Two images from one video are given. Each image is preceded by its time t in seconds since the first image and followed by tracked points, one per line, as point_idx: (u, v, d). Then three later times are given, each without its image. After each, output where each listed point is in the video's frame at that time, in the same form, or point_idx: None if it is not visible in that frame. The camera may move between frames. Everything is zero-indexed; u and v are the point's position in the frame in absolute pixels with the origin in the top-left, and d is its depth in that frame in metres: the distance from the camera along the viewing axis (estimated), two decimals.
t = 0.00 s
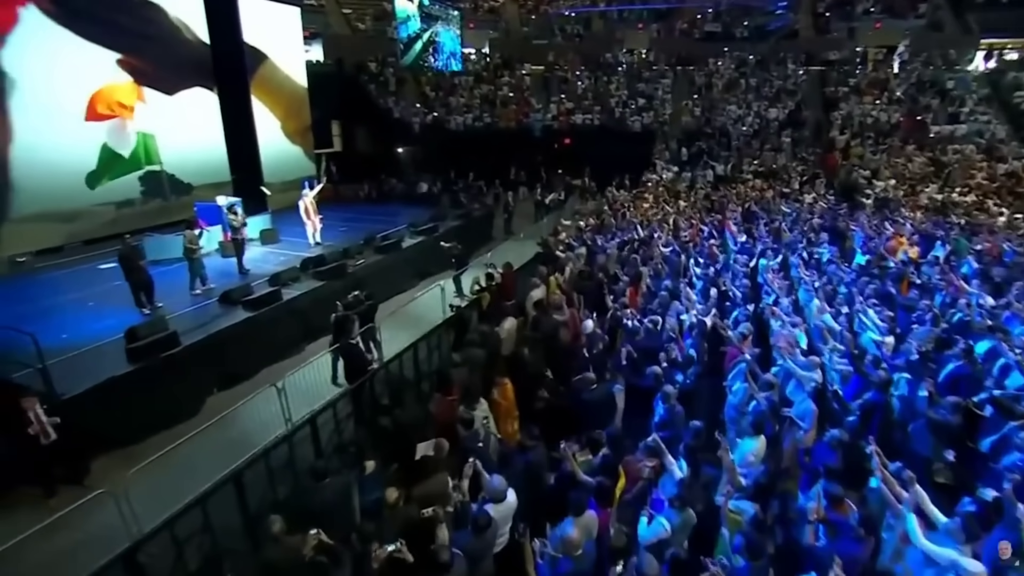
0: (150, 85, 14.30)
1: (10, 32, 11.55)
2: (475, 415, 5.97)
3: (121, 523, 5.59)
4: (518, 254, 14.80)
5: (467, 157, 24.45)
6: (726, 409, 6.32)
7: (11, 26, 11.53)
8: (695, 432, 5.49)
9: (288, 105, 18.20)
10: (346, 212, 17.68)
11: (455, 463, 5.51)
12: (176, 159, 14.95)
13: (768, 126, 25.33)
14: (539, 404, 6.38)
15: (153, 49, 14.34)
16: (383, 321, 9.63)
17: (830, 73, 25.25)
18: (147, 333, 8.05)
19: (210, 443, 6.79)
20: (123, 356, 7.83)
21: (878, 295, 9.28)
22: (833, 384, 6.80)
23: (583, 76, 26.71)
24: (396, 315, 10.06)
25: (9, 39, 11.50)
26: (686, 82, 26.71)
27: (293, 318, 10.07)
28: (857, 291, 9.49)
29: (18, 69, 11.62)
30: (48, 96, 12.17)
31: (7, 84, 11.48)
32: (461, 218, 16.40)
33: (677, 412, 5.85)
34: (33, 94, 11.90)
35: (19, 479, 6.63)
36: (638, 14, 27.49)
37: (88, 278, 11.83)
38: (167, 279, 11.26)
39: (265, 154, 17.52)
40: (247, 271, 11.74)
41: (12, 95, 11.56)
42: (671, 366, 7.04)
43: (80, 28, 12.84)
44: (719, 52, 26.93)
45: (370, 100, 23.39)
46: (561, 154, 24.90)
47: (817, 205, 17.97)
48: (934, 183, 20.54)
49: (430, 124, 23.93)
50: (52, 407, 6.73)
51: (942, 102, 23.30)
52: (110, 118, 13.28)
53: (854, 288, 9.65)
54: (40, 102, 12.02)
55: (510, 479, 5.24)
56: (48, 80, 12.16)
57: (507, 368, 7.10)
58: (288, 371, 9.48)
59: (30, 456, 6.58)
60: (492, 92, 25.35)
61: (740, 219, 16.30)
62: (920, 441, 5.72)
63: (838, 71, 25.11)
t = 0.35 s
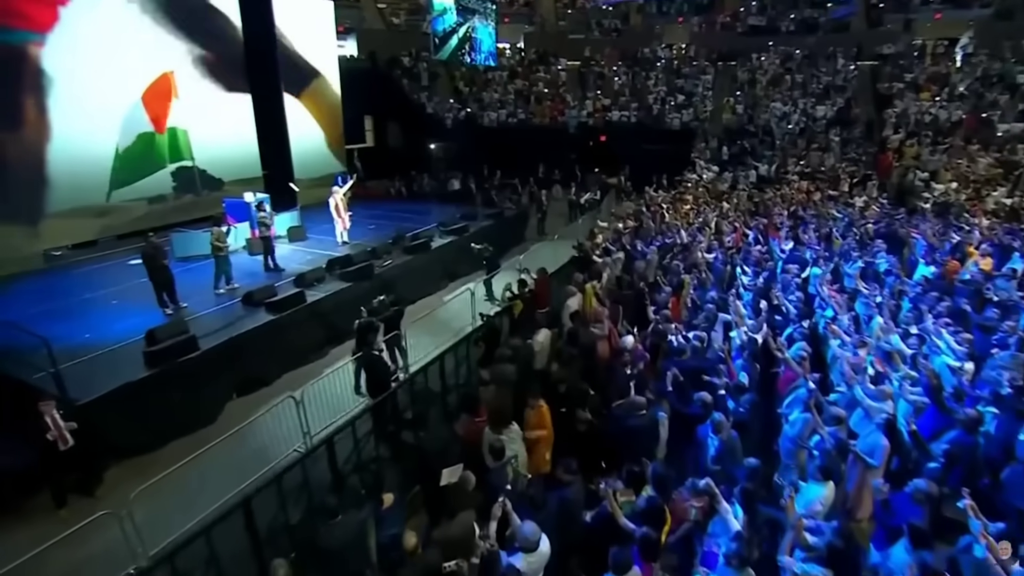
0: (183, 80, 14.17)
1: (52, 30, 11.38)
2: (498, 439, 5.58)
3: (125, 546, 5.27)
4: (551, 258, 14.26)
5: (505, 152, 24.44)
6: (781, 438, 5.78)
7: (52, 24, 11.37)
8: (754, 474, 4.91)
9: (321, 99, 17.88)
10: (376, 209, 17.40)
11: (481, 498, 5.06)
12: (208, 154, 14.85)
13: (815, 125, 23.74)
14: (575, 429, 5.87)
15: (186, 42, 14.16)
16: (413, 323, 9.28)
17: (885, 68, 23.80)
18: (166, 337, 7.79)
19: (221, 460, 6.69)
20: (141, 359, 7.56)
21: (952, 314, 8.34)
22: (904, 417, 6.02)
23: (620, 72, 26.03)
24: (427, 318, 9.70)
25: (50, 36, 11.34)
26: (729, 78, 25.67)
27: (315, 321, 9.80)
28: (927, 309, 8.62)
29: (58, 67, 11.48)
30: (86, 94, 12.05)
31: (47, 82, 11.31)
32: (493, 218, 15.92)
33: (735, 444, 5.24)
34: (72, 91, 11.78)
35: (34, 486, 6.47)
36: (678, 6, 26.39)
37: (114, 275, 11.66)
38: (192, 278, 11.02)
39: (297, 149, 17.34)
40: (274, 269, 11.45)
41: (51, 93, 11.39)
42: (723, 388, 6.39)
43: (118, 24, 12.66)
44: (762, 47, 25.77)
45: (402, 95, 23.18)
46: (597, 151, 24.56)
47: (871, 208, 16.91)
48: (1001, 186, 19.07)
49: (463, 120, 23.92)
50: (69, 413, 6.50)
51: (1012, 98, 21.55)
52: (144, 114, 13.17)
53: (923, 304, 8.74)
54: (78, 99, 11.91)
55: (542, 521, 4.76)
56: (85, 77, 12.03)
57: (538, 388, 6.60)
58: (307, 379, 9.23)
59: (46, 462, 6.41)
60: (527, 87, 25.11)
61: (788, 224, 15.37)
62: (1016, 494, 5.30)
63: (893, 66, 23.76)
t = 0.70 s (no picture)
0: (204, 74, 13.69)
1: (61, 23, 10.69)
2: (519, 465, 5.13)
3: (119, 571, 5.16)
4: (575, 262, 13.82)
5: (529, 151, 24.34)
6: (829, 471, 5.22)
7: (61, 18, 10.68)
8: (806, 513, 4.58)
9: (345, 95, 17.54)
10: (397, 207, 17.10)
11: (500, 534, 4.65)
12: (227, 149, 14.49)
13: (852, 125, 22.83)
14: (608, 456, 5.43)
15: (201, 38, 13.57)
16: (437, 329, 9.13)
17: (928, 63, 22.88)
18: (176, 341, 7.52)
19: (229, 475, 6.49)
20: (149, 366, 7.28)
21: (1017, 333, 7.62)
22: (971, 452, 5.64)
23: (648, 69, 25.47)
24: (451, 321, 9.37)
25: (60, 30, 10.70)
26: (760, 75, 25.00)
27: (331, 326, 9.48)
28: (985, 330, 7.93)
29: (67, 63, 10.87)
30: (97, 90, 11.50)
31: (55, 78, 10.72)
32: (517, 218, 15.47)
33: (784, 480, 4.94)
34: (82, 88, 11.23)
35: (35, 496, 6.23)
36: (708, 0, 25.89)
37: (129, 275, 11.44)
38: (208, 278, 10.75)
39: (318, 147, 17.09)
40: (292, 271, 11.14)
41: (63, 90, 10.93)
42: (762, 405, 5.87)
43: (132, 15, 12.08)
44: (797, 43, 25.22)
45: (426, 91, 22.98)
46: (622, 151, 24.33)
47: (914, 212, 16.06)
48: None
49: (487, 117, 23.73)
50: (76, 422, 6.16)
51: None
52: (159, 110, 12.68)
53: (984, 321, 8.04)
54: (89, 96, 11.37)
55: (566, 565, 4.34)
56: (98, 72, 11.48)
57: (564, 408, 6.15)
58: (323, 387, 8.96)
59: (48, 473, 6.13)
60: (552, 84, 24.65)
61: (826, 228, 14.62)
62: None
63: (936, 62, 22.80)
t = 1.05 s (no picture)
0: (226, 70, 13.35)
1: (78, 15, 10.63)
2: (552, 514, 4.62)
3: None
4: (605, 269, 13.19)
5: (555, 151, 24.00)
6: (904, 525, 4.61)
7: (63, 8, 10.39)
8: None
9: (370, 90, 17.09)
10: (421, 207, 16.65)
11: None
12: (251, 146, 14.17)
13: (898, 124, 21.53)
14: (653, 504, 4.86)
15: (221, 36, 13.16)
16: (461, 342, 8.65)
17: (981, 59, 21.64)
18: (184, 352, 7.16)
19: (233, 502, 6.30)
20: (154, 380, 6.91)
21: None
22: None
23: (680, 66, 24.52)
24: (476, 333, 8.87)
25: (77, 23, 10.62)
26: (798, 73, 23.75)
27: (349, 335, 9.01)
28: None
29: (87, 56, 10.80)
30: (116, 83, 11.33)
31: (75, 71, 10.67)
32: (545, 220, 14.87)
33: (859, 540, 4.41)
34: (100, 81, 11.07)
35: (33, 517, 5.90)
36: None
37: (147, 274, 11.17)
38: (223, 280, 10.38)
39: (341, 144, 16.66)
40: (311, 274, 10.71)
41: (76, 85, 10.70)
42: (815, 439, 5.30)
43: (153, 8, 11.80)
44: (838, 39, 24.25)
45: (451, 88, 22.83)
46: (653, 150, 23.43)
47: (968, 218, 15.02)
48: None
49: (513, 115, 23.41)
50: (73, 444, 5.78)
51: None
52: (179, 105, 12.40)
53: None
54: (101, 90, 11.11)
55: None
56: (118, 66, 11.30)
57: (597, 442, 5.56)
58: (339, 401, 8.49)
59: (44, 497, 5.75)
60: (581, 81, 24.03)
61: (876, 237, 13.62)
62: None
63: (991, 57, 21.48)
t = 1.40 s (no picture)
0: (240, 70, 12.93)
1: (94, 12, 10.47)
2: (578, 564, 4.13)
3: None
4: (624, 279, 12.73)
5: (572, 151, 23.50)
6: None
7: None
8: None
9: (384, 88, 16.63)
10: (436, 209, 16.29)
11: None
12: (264, 146, 13.79)
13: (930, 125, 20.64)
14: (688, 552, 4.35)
15: (232, 36, 12.72)
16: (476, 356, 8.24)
17: (1017, 58, 20.83)
18: (183, 366, 6.81)
19: (232, 531, 5.91)
20: (152, 395, 6.54)
21: None
22: None
23: (701, 65, 23.84)
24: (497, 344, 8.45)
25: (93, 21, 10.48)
26: (824, 72, 23.21)
27: (358, 346, 8.62)
28: None
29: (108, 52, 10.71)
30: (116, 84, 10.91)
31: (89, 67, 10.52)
32: (563, 224, 14.40)
33: None
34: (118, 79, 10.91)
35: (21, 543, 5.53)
36: None
37: (154, 275, 10.89)
38: (228, 286, 10.03)
39: (355, 144, 16.32)
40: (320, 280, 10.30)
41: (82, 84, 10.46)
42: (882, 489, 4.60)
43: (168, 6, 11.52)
44: (866, 37, 23.52)
45: (467, 87, 22.47)
46: (673, 152, 23.04)
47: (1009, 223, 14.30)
48: None
49: (530, 115, 22.97)
50: (56, 471, 5.41)
51: None
52: (189, 103, 12.00)
53: None
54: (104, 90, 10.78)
55: None
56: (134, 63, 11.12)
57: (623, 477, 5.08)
58: (344, 422, 8.13)
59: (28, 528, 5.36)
60: (599, 80, 23.64)
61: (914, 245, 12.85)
62: None
63: None
